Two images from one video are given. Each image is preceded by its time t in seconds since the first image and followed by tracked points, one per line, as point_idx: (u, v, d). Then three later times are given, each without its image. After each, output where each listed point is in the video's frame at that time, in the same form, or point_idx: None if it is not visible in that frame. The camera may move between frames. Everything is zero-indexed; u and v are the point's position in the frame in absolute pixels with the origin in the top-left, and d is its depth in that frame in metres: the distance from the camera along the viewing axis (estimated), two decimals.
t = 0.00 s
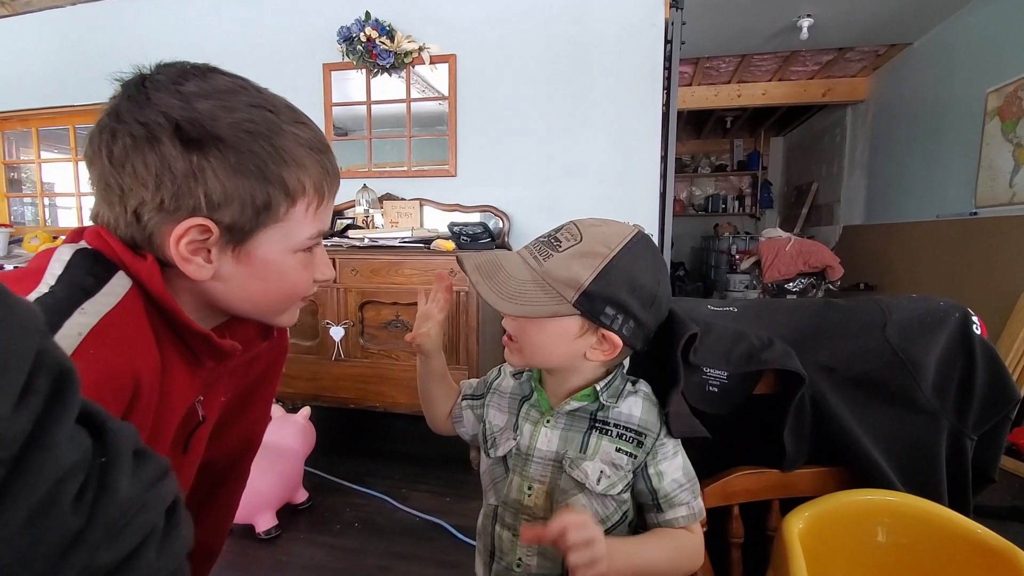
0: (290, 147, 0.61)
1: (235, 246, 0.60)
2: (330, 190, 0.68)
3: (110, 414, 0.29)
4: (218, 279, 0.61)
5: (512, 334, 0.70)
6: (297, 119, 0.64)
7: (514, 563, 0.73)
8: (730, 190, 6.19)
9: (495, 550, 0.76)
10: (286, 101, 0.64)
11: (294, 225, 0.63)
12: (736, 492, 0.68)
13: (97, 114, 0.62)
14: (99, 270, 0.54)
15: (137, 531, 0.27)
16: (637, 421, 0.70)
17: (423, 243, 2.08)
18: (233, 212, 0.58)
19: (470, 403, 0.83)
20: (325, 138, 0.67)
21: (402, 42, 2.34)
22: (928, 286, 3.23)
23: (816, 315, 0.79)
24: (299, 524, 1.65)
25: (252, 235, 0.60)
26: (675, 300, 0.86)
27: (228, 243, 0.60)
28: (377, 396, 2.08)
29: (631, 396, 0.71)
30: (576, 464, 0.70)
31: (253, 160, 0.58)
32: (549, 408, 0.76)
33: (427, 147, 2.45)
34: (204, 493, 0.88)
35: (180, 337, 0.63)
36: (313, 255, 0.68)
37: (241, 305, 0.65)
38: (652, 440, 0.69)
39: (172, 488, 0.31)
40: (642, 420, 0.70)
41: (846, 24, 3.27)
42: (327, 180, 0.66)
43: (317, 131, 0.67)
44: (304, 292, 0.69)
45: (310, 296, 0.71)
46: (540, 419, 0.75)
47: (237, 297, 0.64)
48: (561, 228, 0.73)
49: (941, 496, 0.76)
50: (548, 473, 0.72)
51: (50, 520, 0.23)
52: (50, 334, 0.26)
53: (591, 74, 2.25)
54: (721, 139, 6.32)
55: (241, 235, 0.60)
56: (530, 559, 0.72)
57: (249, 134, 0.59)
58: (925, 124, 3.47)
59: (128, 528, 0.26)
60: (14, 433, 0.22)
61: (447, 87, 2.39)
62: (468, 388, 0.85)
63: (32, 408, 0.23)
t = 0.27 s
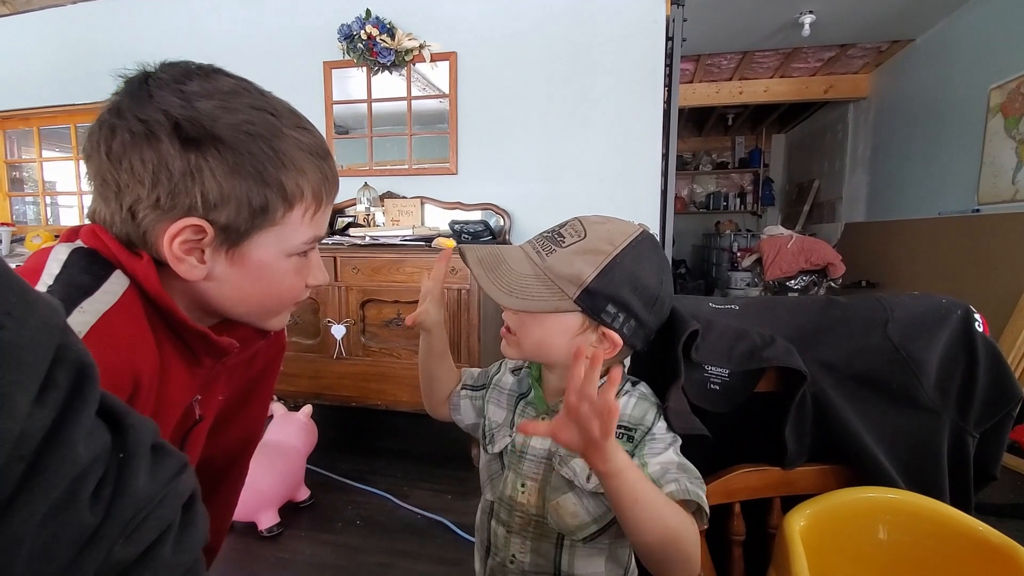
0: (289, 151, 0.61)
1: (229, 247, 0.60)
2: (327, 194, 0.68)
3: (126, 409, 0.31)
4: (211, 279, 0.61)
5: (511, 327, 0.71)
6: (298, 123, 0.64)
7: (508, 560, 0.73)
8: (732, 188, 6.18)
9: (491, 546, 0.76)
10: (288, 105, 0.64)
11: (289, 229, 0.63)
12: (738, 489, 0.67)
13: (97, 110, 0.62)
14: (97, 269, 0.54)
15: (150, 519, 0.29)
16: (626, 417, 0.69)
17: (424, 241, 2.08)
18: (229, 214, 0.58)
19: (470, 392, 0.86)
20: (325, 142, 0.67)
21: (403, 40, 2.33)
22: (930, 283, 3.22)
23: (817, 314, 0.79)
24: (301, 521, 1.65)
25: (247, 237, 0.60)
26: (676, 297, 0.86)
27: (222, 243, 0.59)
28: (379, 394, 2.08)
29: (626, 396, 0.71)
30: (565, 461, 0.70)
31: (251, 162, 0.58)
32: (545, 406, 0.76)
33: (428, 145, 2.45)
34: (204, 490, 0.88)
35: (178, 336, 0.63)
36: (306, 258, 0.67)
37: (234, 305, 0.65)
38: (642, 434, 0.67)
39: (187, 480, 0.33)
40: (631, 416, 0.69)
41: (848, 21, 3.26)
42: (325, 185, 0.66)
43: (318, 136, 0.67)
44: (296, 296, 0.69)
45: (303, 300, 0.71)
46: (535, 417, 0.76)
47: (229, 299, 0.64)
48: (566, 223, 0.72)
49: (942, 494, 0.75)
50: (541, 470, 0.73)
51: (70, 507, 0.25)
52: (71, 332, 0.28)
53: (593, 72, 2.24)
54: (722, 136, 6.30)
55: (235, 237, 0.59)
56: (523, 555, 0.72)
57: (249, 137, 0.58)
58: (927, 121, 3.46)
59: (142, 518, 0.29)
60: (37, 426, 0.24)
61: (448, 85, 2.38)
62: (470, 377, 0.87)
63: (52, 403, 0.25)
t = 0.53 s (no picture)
0: (302, 170, 0.62)
1: (225, 252, 0.59)
2: (333, 215, 0.68)
3: (116, 410, 0.31)
4: (202, 280, 0.61)
5: (511, 327, 0.71)
6: (316, 144, 0.65)
7: (504, 558, 0.74)
8: (733, 185, 6.18)
9: (489, 543, 0.77)
10: (310, 126, 0.65)
11: (289, 243, 0.63)
12: (739, 487, 0.67)
13: (121, 103, 0.63)
14: (95, 266, 0.55)
15: (144, 518, 0.29)
16: (624, 419, 0.67)
17: (425, 239, 2.08)
18: (232, 221, 0.58)
19: (473, 389, 0.86)
20: (340, 167, 0.68)
21: (404, 37, 2.32)
22: (932, 280, 3.21)
23: (818, 312, 0.79)
24: (303, 519, 1.66)
25: (245, 245, 0.60)
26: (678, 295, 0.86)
27: (219, 247, 0.59)
28: (380, 392, 2.08)
29: (625, 399, 0.69)
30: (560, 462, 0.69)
31: (264, 176, 0.59)
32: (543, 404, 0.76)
33: (429, 143, 2.45)
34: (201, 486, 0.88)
35: (174, 333, 0.63)
36: (299, 274, 0.67)
37: (223, 309, 0.64)
38: (637, 437, 0.65)
39: (179, 480, 0.34)
40: (628, 419, 0.67)
41: (850, 18, 3.25)
42: (331, 208, 0.67)
43: (334, 160, 0.68)
44: (280, 309, 0.68)
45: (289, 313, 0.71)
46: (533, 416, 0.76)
47: (219, 302, 0.63)
48: (567, 221, 0.72)
49: (943, 492, 0.75)
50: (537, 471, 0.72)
51: (63, 508, 0.26)
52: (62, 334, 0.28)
53: (594, 69, 2.23)
54: (724, 134, 6.29)
55: (233, 243, 0.59)
56: (518, 555, 0.72)
57: (267, 151, 0.59)
58: (929, 118, 3.45)
59: (137, 517, 0.29)
60: (30, 429, 0.25)
61: (449, 83, 2.38)
62: (474, 374, 0.88)
63: (44, 405, 0.25)
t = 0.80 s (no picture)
0: (292, 160, 0.62)
1: (219, 245, 0.60)
2: (326, 205, 0.68)
3: (118, 406, 0.31)
4: (196, 275, 0.61)
5: (503, 322, 0.71)
6: (305, 133, 0.65)
7: (502, 557, 0.74)
8: (734, 183, 6.17)
9: (488, 542, 0.77)
10: (298, 115, 0.65)
11: (282, 233, 0.63)
12: (739, 485, 0.67)
13: (106, 97, 0.62)
14: (89, 261, 0.55)
15: (146, 515, 0.30)
16: (615, 416, 0.67)
17: (426, 237, 2.08)
18: (223, 214, 0.58)
19: (472, 386, 0.86)
20: (330, 155, 0.68)
21: (404, 34, 2.32)
22: (933, 279, 3.21)
23: (819, 309, 0.79)
24: (304, 516, 1.66)
25: (238, 238, 0.60)
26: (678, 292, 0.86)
27: (212, 240, 0.59)
28: (380, 390, 2.09)
29: (618, 396, 0.68)
30: (554, 461, 0.69)
31: (254, 167, 0.59)
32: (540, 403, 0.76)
33: (429, 141, 2.45)
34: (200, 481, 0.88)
35: (168, 328, 0.63)
36: (295, 265, 0.67)
37: (221, 303, 0.64)
38: (629, 433, 0.64)
39: (181, 477, 0.34)
40: (620, 415, 0.66)
41: (852, 15, 3.23)
42: (324, 197, 0.67)
43: (324, 149, 0.68)
44: (281, 300, 0.68)
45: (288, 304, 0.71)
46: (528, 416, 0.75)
47: (213, 297, 0.63)
48: (563, 218, 0.72)
49: (944, 490, 0.75)
50: (532, 470, 0.72)
51: (65, 504, 0.26)
52: (64, 330, 0.28)
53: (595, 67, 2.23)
54: (725, 131, 6.28)
55: (226, 236, 0.59)
56: (516, 553, 0.72)
57: (256, 142, 0.59)
58: (931, 116, 3.44)
59: (138, 514, 0.29)
60: (32, 427, 0.24)
61: (450, 80, 2.37)
62: (473, 371, 0.88)
63: (48, 401, 0.25)
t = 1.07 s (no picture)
0: (287, 153, 0.62)
1: (217, 242, 0.60)
2: (323, 198, 0.68)
3: (120, 405, 0.31)
4: (197, 273, 0.61)
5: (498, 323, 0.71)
6: (298, 125, 0.64)
7: (501, 557, 0.74)
8: (734, 182, 6.17)
9: (488, 541, 0.77)
10: (290, 108, 0.65)
11: (280, 228, 0.63)
12: (738, 483, 0.67)
13: (97, 97, 0.62)
14: (89, 260, 0.55)
15: (148, 514, 0.30)
16: (607, 414, 0.67)
17: (426, 236, 2.08)
18: (220, 210, 0.58)
19: (472, 384, 0.86)
20: (325, 147, 0.68)
21: (405, 33, 2.32)
22: (933, 278, 3.21)
23: (820, 308, 0.79)
24: (305, 515, 1.66)
25: (236, 234, 0.60)
26: (678, 291, 0.86)
27: (210, 238, 0.59)
28: (381, 389, 2.09)
29: (611, 394, 0.68)
30: (548, 460, 0.69)
31: (248, 162, 0.59)
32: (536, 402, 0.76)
33: (430, 140, 2.44)
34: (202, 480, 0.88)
35: (169, 326, 0.63)
36: (296, 260, 0.67)
37: (222, 301, 0.65)
38: (621, 430, 0.64)
39: (184, 475, 0.34)
40: (612, 413, 0.66)
41: (853, 14, 3.23)
42: (321, 188, 0.67)
43: (318, 139, 0.67)
44: (283, 296, 0.68)
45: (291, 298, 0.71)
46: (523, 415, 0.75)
47: (213, 295, 0.63)
48: (554, 218, 0.72)
49: (944, 489, 0.75)
50: (527, 470, 0.72)
51: (67, 503, 0.26)
52: (66, 329, 0.28)
53: (595, 66, 2.23)
54: (726, 130, 6.27)
55: (224, 232, 0.59)
56: (514, 553, 0.72)
57: (249, 136, 0.59)
58: (932, 115, 3.43)
59: (140, 513, 0.29)
60: (33, 426, 0.24)
61: (450, 79, 2.37)
62: (473, 369, 0.88)
63: (49, 400, 0.25)
